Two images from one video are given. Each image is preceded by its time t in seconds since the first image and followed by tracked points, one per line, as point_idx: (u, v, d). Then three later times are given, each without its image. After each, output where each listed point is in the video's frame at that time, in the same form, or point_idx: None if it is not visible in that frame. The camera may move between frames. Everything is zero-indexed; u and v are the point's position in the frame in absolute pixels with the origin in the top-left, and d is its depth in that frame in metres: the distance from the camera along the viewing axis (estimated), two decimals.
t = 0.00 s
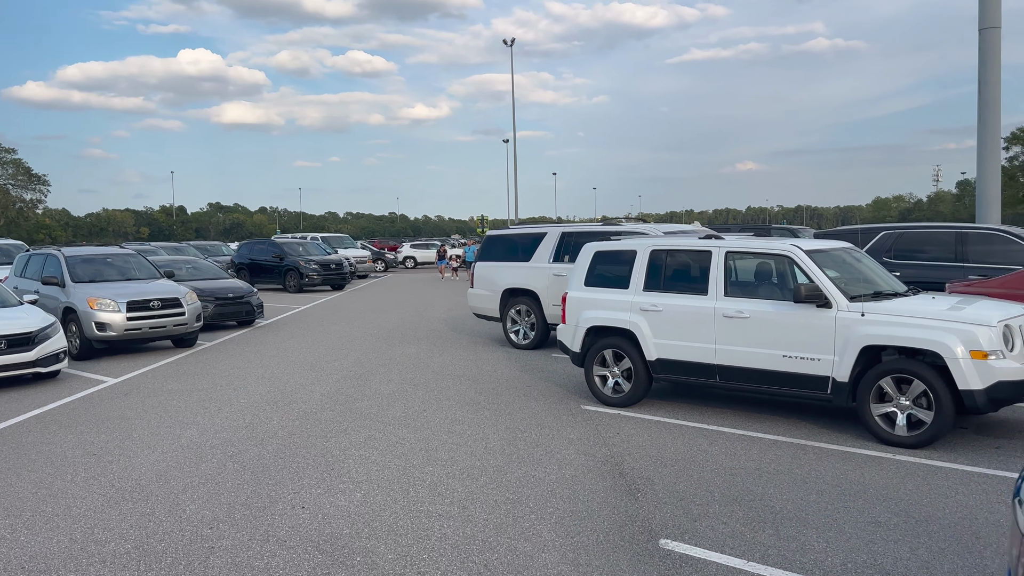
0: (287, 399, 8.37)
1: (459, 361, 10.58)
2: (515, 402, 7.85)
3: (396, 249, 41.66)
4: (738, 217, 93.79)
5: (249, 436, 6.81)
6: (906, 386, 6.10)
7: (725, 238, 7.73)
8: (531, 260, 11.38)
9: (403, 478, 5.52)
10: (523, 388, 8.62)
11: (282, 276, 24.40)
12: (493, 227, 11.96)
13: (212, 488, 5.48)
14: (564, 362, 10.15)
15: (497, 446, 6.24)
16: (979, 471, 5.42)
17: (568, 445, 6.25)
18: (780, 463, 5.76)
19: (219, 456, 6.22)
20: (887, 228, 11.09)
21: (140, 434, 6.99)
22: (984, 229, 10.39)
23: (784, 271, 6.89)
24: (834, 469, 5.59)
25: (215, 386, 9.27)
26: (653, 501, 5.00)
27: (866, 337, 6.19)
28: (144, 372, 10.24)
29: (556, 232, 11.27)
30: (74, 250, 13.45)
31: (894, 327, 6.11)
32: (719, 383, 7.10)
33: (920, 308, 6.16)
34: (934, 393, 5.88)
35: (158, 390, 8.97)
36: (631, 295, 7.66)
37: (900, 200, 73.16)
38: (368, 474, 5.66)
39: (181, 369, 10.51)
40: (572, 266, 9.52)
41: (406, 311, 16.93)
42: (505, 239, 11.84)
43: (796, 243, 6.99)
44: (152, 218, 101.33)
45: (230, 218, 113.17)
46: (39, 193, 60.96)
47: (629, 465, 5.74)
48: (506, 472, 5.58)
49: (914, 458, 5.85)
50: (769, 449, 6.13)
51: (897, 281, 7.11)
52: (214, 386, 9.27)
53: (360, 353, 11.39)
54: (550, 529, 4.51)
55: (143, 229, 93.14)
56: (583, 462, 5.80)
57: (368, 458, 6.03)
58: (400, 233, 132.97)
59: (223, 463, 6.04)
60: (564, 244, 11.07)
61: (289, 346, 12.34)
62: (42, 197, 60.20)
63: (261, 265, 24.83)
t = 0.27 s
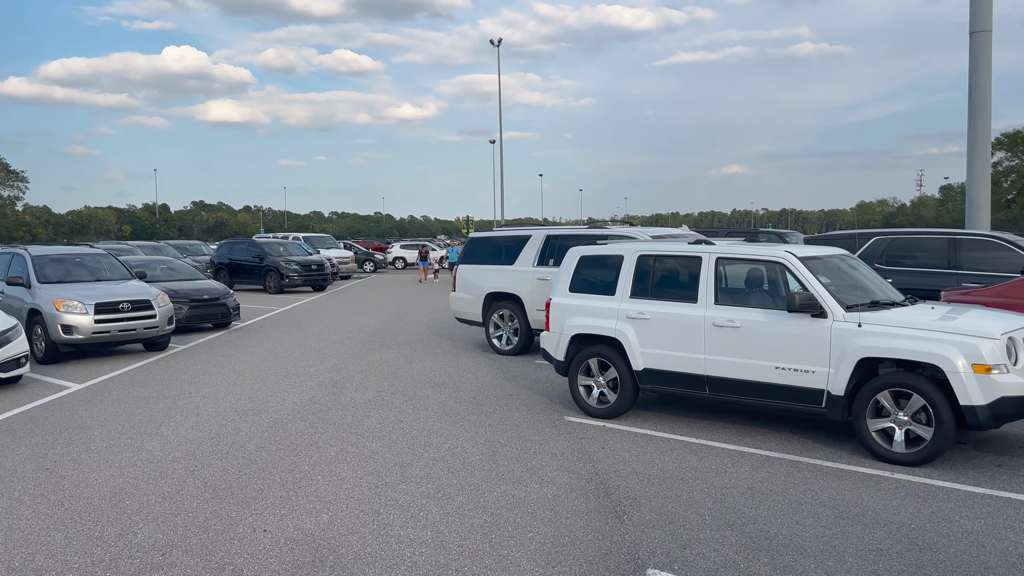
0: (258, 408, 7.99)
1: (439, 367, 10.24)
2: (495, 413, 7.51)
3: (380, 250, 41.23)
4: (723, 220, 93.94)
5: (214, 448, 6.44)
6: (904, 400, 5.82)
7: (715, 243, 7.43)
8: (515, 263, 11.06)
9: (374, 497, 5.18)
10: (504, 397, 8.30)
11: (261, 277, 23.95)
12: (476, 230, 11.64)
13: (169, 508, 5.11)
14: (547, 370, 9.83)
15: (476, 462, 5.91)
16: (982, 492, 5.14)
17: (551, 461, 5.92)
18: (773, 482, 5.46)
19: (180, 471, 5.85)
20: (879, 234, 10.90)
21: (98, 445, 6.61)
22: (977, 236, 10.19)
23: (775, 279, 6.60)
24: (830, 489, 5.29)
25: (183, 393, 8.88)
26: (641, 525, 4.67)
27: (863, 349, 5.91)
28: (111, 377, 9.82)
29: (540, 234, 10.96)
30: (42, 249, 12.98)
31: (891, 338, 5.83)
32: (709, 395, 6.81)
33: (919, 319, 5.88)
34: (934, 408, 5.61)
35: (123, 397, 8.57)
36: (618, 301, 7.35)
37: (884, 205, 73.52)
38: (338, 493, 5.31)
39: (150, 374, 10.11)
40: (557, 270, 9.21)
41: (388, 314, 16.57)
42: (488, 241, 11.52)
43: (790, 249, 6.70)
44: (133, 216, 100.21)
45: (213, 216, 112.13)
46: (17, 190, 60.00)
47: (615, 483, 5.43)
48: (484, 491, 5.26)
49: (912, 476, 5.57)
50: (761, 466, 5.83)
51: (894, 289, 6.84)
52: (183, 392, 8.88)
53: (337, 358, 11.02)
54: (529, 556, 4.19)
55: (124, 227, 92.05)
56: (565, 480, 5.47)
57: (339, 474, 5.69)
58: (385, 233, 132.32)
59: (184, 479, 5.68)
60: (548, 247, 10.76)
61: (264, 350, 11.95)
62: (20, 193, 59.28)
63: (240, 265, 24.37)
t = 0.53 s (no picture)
0: (234, 412, 7.63)
1: (425, 370, 9.90)
2: (483, 419, 7.19)
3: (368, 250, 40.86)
4: (713, 224, 93.94)
5: (184, 455, 6.08)
6: (913, 411, 5.53)
7: (714, 244, 7.13)
8: (504, 264, 10.75)
9: (351, 510, 4.85)
10: (492, 402, 7.98)
11: (247, 275, 23.55)
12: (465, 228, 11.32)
13: (131, 522, 4.75)
14: (536, 373, 9.52)
15: (461, 472, 5.58)
16: (997, 509, 4.86)
17: (540, 472, 5.60)
18: (775, 496, 5.16)
19: (146, 480, 5.49)
20: (878, 237, 10.67)
21: (62, 450, 6.25)
22: (978, 239, 9.94)
23: (776, 283, 6.32)
24: (836, 505, 5.00)
25: (157, 394, 8.52)
26: (637, 544, 4.35)
27: (870, 356, 5.62)
28: (83, 377, 9.43)
29: (531, 234, 10.65)
30: (16, 244, 12.56)
31: (899, 345, 5.54)
32: (706, 403, 6.52)
33: (928, 325, 5.60)
34: (945, 420, 5.32)
35: (94, 398, 8.20)
36: (612, 304, 7.05)
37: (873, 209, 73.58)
38: (313, 506, 4.97)
39: (124, 375, 9.73)
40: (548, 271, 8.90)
41: (374, 315, 16.24)
42: (477, 241, 11.19)
43: (792, 251, 6.41)
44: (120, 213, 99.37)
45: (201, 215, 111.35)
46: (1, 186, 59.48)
47: (609, 496, 5.12)
48: (469, 504, 4.94)
49: (920, 491, 5.29)
50: (761, 479, 5.53)
51: (899, 294, 6.56)
52: (157, 394, 8.52)
53: (320, 359, 10.68)
54: None
55: (110, 224, 91.25)
56: (556, 493, 5.15)
57: (315, 485, 5.36)
58: (374, 233, 131.79)
59: (150, 488, 5.33)
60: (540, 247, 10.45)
61: (245, 350, 11.60)
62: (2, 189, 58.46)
63: (225, 263, 23.96)
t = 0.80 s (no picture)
0: (209, 421, 7.28)
1: (411, 377, 9.58)
2: (470, 430, 6.86)
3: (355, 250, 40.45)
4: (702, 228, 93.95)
5: (153, 469, 5.72)
6: (922, 429, 5.26)
7: (712, 250, 6.84)
8: (494, 267, 10.43)
9: (329, 533, 4.53)
10: (479, 412, 7.66)
11: (231, 275, 23.13)
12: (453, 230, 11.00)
13: (89, 545, 4.40)
14: (526, 381, 9.21)
15: (446, 491, 5.26)
16: (1014, 536, 4.59)
17: (530, 491, 5.28)
18: (780, 519, 4.86)
19: (109, 497, 5.14)
20: (876, 244, 10.43)
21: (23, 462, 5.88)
22: (979, 248, 9.72)
23: (777, 292, 6.03)
24: (843, 529, 4.71)
25: (130, 401, 8.15)
26: (636, 573, 4.05)
27: (878, 370, 5.34)
28: (53, 381, 9.04)
29: (521, 237, 10.34)
30: None
31: (909, 359, 5.26)
32: (704, 417, 6.23)
33: (939, 338, 5.32)
34: (957, 439, 5.04)
35: (62, 405, 7.82)
36: (606, 311, 6.74)
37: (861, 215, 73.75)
38: (287, 528, 4.63)
39: (98, 379, 9.35)
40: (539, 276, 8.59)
41: (360, 318, 15.89)
42: (466, 243, 10.88)
43: (795, 258, 6.13)
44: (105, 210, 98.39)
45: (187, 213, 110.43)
46: None
47: (603, 518, 4.81)
48: (455, 527, 4.63)
49: (931, 514, 5.02)
50: (763, 500, 5.23)
51: (905, 305, 6.29)
52: (129, 401, 8.16)
53: (302, 364, 10.33)
54: None
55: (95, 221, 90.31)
56: (547, 515, 4.84)
57: (291, 503, 5.02)
58: (362, 233, 131.17)
59: (113, 506, 4.98)
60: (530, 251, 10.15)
61: (225, 354, 11.23)
62: None
63: (209, 263, 23.52)
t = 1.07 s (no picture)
0: (190, 431, 6.96)
1: (403, 383, 9.25)
2: (463, 441, 6.54)
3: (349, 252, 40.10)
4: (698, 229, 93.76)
5: (126, 484, 5.39)
6: (942, 442, 4.95)
7: (717, 252, 6.53)
8: (488, 269, 10.12)
9: (311, 556, 4.21)
10: (473, 420, 7.34)
11: (221, 277, 22.77)
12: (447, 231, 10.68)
13: (50, 571, 4.06)
14: (521, 388, 8.89)
15: (437, 508, 4.94)
16: None
17: (526, 509, 4.96)
18: (793, 539, 4.56)
19: (77, 514, 4.79)
20: (882, 245, 10.14)
21: None
22: (988, 250, 9.43)
23: (783, 296, 5.76)
24: (861, 551, 4.40)
25: (108, 409, 7.81)
26: None
27: (896, 379, 5.02)
28: (31, 387, 8.70)
29: (517, 238, 10.03)
30: None
31: (929, 367, 4.95)
32: (709, 427, 5.92)
33: (960, 345, 5.01)
34: (980, 454, 4.74)
35: (37, 413, 7.48)
36: (606, 316, 6.42)
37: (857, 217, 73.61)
38: (266, 551, 4.30)
39: (77, 385, 9.01)
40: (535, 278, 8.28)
41: (352, 321, 15.55)
42: (460, 245, 10.56)
43: (805, 260, 5.82)
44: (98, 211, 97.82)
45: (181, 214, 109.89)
46: None
47: (605, 538, 4.50)
48: (446, 549, 4.31)
49: (952, 533, 4.71)
50: (774, 517, 4.92)
51: (920, 309, 5.99)
52: (108, 409, 7.82)
53: (290, 370, 10.00)
54: None
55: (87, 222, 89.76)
56: (544, 536, 4.51)
57: (271, 523, 4.70)
58: (357, 234, 130.73)
59: (80, 525, 4.65)
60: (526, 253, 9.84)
61: (212, 358, 10.89)
62: None
63: (200, 264, 23.16)
